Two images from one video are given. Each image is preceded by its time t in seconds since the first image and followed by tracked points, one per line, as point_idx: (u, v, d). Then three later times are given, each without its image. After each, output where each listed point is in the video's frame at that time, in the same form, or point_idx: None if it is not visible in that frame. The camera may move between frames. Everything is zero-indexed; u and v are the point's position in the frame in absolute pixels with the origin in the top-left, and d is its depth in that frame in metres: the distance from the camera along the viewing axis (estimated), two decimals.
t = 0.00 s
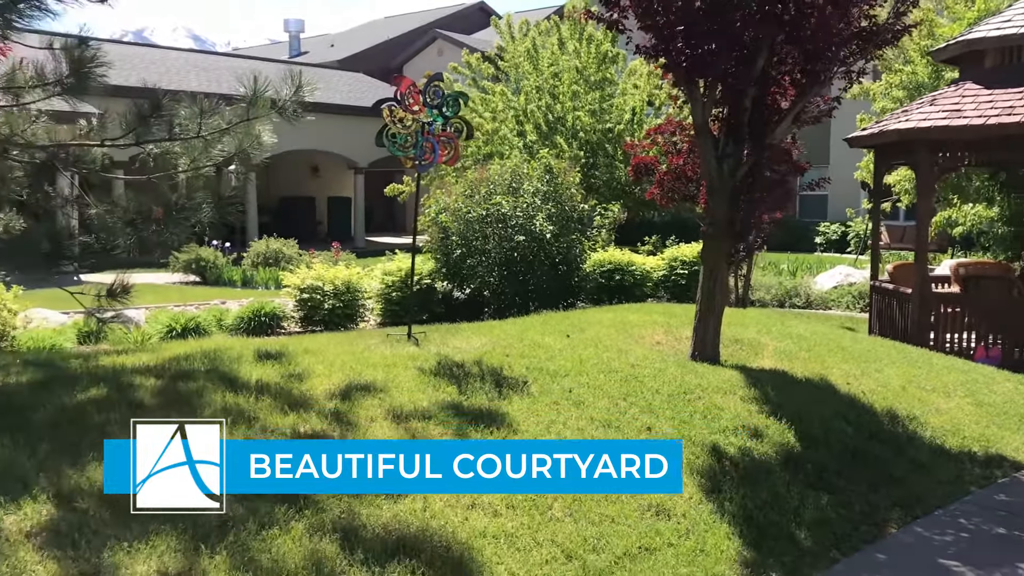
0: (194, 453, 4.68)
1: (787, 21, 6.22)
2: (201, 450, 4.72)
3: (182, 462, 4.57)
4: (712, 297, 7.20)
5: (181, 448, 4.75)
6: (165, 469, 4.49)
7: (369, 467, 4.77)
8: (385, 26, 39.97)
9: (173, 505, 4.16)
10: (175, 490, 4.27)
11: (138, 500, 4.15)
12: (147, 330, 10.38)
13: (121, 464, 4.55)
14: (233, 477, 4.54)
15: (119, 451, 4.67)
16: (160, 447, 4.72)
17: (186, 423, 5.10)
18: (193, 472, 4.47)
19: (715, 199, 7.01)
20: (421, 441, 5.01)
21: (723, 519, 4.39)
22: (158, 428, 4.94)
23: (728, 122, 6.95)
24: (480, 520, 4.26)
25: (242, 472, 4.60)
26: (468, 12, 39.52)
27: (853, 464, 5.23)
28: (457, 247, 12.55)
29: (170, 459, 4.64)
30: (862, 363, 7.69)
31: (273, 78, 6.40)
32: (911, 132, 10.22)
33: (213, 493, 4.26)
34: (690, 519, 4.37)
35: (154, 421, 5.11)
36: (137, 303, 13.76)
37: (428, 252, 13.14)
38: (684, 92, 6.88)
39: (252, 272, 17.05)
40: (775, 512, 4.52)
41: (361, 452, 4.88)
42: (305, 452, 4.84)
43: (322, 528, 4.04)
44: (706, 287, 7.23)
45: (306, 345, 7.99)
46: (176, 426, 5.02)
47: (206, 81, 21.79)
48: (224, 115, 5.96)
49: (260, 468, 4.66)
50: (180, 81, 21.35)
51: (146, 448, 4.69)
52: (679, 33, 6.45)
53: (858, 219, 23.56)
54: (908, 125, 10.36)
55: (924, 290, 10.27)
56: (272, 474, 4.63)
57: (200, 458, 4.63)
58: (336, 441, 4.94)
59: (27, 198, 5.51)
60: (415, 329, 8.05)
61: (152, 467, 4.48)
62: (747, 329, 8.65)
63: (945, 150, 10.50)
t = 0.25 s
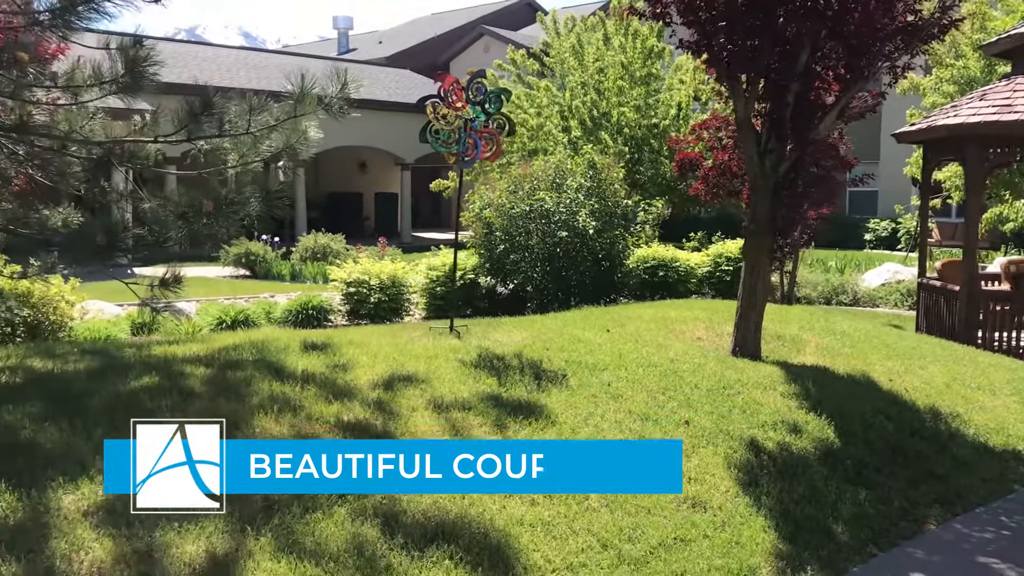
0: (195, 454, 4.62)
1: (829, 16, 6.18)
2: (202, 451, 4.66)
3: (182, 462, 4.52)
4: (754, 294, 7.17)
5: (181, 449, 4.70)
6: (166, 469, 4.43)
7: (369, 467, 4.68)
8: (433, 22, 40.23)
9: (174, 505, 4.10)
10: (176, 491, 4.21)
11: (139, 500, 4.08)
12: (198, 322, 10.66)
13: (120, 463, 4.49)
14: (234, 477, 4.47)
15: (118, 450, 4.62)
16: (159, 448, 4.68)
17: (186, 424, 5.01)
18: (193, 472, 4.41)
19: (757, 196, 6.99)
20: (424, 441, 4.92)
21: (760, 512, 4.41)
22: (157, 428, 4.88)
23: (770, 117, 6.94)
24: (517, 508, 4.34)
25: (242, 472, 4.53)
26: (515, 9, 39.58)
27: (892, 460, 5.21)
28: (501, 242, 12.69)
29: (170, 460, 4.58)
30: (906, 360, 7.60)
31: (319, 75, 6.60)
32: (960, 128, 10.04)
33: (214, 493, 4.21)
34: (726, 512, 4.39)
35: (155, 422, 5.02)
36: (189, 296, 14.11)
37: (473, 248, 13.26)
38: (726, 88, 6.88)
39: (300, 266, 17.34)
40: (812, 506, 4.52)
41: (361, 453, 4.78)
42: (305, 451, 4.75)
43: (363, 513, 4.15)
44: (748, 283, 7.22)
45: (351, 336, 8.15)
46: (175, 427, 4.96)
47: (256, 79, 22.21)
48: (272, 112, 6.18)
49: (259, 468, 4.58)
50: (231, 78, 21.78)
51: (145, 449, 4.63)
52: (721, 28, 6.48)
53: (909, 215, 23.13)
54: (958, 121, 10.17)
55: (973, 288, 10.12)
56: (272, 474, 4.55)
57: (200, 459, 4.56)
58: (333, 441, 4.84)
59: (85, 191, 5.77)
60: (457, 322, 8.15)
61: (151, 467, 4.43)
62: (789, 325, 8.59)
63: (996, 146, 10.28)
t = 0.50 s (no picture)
0: (195, 452, 4.60)
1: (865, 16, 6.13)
2: (201, 450, 4.65)
3: (181, 462, 4.50)
4: (787, 295, 7.13)
5: (181, 448, 4.69)
6: (166, 468, 4.41)
7: (382, 463, 4.73)
8: (472, 23, 40.42)
9: (174, 505, 4.08)
10: (176, 491, 4.19)
11: (139, 500, 4.07)
12: (238, 319, 10.88)
13: (120, 463, 4.47)
14: (234, 477, 4.46)
15: (119, 448, 4.61)
16: (159, 446, 4.67)
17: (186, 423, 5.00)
18: (193, 471, 4.39)
19: (792, 197, 6.95)
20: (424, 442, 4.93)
21: (789, 512, 4.41)
22: (157, 427, 4.87)
23: (805, 117, 6.90)
24: (547, 503, 4.39)
25: (242, 472, 4.53)
26: (554, 8, 39.62)
27: (925, 462, 5.18)
28: (537, 242, 12.73)
29: (170, 458, 4.55)
30: (942, 362, 7.51)
31: (356, 78, 6.70)
32: (1002, 128, 9.87)
33: (214, 492, 4.19)
34: (755, 511, 4.40)
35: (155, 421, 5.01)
36: (229, 294, 14.38)
37: (509, 248, 13.32)
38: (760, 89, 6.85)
39: (339, 264, 17.56)
40: (842, 507, 4.52)
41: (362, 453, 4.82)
42: (318, 450, 4.79)
43: (396, 505, 4.24)
44: (782, 284, 7.17)
45: (386, 334, 8.26)
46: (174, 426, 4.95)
47: (297, 80, 22.52)
48: (311, 113, 6.27)
49: (260, 468, 4.59)
50: (273, 79, 22.10)
51: (145, 448, 4.62)
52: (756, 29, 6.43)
53: (953, 216, 22.72)
54: (1000, 121, 10.00)
55: (1014, 290, 9.95)
56: (272, 474, 4.56)
57: (200, 457, 4.54)
58: (330, 442, 4.85)
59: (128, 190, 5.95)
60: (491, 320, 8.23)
61: (150, 466, 4.41)
62: (824, 327, 8.53)
63: None
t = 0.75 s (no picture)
0: (195, 453, 4.67)
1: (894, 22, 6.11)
2: (201, 451, 4.71)
3: (181, 462, 4.57)
4: (815, 300, 7.10)
5: (181, 449, 4.75)
6: (166, 469, 4.49)
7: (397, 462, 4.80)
8: (506, 27, 40.56)
9: (174, 505, 4.15)
10: (175, 491, 4.25)
11: (138, 500, 4.14)
12: (271, 321, 11.06)
13: (121, 464, 4.54)
14: (234, 479, 4.51)
15: (120, 450, 4.68)
16: (159, 448, 4.72)
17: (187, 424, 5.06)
18: (193, 472, 4.46)
19: (820, 202, 6.93)
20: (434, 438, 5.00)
21: (811, 516, 4.42)
22: (157, 429, 4.93)
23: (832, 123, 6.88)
24: (569, 504, 4.44)
25: (242, 472, 4.59)
26: (588, 12, 39.64)
27: (951, 469, 5.15)
28: (566, 246, 12.80)
29: (169, 459, 4.62)
30: (972, 368, 7.44)
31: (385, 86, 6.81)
32: None
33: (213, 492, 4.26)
34: (777, 515, 4.42)
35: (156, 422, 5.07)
36: (262, 296, 14.59)
37: (538, 252, 13.40)
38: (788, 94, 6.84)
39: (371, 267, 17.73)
40: (865, 511, 4.52)
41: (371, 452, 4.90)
42: (337, 450, 4.88)
43: (421, 504, 4.32)
44: (809, 290, 7.15)
45: (415, 336, 8.36)
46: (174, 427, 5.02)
47: (331, 85, 22.79)
48: (341, 120, 6.42)
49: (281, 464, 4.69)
50: (307, 84, 22.39)
51: (145, 449, 4.68)
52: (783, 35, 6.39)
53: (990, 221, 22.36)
54: None
55: None
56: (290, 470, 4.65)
57: (200, 458, 4.62)
58: (333, 442, 4.90)
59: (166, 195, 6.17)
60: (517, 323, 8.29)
61: (151, 467, 4.48)
62: (852, 332, 8.48)
63: None
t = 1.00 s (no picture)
0: (196, 452, 4.62)
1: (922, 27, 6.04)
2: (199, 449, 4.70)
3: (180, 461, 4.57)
4: (841, 305, 7.07)
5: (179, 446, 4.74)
6: (166, 468, 4.48)
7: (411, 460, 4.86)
8: (539, 30, 40.67)
9: (172, 507, 4.13)
10: (175, 491, 4.24)
11: (139, 500, 4.12)
12: (303, 320, 11.22)
13: (121, 463, 4.52)
14: (234, 479, 4.53)
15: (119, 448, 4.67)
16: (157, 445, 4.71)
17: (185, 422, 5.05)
18: (193, 471, 4.45)
19: (847, 206, 6.89)
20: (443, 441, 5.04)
21: (832, 520, 4.41)
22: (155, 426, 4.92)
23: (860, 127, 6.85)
24: (589, 505, 4.47)
25: (241, 473, 4.60)
26: (622, 15, 39.62)
27: (977, 476, 5.10)
28: (596, 249, 12.77)
29: (169, 459, 4.57)
30: (1002, 375, 7.35)
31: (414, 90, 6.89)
32: None
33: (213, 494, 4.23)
34: (798, 519, 4.41)
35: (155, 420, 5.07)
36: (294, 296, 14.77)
37: (568, 254, 13.42)
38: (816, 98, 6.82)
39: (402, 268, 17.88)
40: (887, 516, 4.50)
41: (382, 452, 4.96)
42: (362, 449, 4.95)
43: (442, 502, 4.38)
44: (835, 294, 7.11)
45: (441, 337, 8.43)
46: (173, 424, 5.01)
47: (364, 88, 23.02)
48: (371, 123, 6.52)
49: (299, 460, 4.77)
50: (342, 87, 22.64)
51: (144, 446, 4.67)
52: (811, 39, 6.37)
53: None
54: None
55: None
56: (311, 465, 4.74)
57: (199, 457, 4.61)
58: (345, 442, 4.95)
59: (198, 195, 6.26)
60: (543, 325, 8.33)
61: (151, 466, 4.47)
62: (880, 337, 8.41)
63: None
